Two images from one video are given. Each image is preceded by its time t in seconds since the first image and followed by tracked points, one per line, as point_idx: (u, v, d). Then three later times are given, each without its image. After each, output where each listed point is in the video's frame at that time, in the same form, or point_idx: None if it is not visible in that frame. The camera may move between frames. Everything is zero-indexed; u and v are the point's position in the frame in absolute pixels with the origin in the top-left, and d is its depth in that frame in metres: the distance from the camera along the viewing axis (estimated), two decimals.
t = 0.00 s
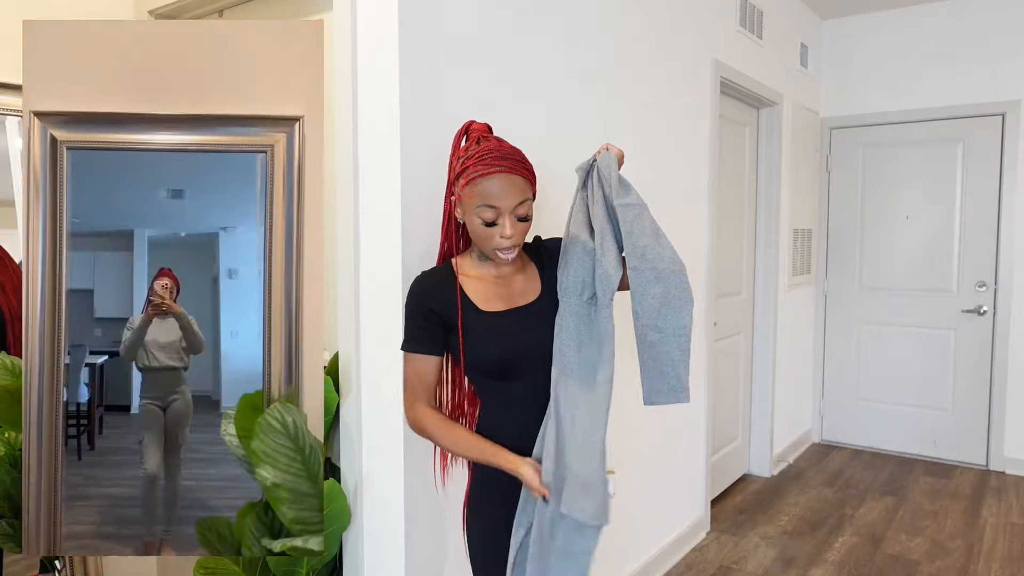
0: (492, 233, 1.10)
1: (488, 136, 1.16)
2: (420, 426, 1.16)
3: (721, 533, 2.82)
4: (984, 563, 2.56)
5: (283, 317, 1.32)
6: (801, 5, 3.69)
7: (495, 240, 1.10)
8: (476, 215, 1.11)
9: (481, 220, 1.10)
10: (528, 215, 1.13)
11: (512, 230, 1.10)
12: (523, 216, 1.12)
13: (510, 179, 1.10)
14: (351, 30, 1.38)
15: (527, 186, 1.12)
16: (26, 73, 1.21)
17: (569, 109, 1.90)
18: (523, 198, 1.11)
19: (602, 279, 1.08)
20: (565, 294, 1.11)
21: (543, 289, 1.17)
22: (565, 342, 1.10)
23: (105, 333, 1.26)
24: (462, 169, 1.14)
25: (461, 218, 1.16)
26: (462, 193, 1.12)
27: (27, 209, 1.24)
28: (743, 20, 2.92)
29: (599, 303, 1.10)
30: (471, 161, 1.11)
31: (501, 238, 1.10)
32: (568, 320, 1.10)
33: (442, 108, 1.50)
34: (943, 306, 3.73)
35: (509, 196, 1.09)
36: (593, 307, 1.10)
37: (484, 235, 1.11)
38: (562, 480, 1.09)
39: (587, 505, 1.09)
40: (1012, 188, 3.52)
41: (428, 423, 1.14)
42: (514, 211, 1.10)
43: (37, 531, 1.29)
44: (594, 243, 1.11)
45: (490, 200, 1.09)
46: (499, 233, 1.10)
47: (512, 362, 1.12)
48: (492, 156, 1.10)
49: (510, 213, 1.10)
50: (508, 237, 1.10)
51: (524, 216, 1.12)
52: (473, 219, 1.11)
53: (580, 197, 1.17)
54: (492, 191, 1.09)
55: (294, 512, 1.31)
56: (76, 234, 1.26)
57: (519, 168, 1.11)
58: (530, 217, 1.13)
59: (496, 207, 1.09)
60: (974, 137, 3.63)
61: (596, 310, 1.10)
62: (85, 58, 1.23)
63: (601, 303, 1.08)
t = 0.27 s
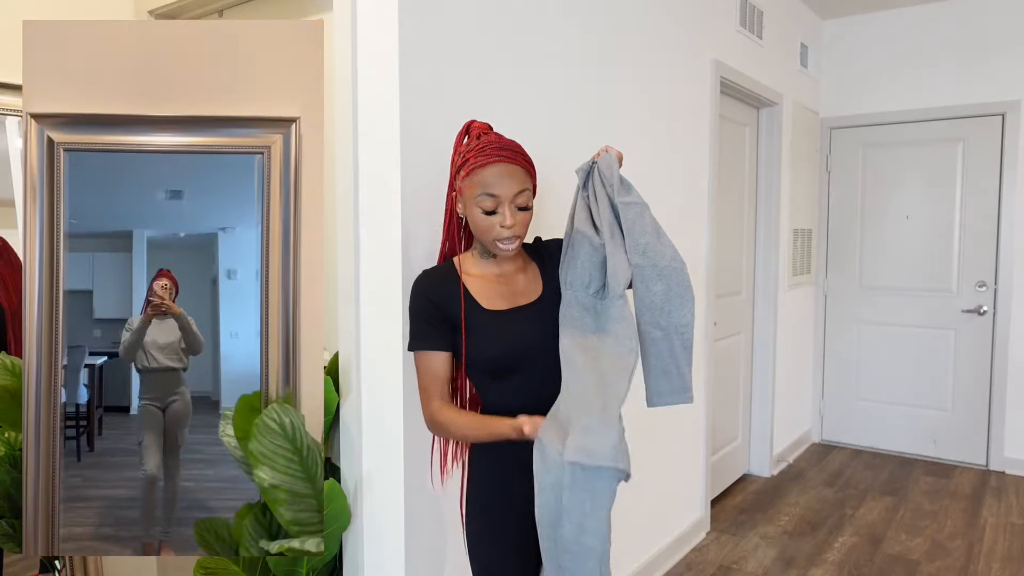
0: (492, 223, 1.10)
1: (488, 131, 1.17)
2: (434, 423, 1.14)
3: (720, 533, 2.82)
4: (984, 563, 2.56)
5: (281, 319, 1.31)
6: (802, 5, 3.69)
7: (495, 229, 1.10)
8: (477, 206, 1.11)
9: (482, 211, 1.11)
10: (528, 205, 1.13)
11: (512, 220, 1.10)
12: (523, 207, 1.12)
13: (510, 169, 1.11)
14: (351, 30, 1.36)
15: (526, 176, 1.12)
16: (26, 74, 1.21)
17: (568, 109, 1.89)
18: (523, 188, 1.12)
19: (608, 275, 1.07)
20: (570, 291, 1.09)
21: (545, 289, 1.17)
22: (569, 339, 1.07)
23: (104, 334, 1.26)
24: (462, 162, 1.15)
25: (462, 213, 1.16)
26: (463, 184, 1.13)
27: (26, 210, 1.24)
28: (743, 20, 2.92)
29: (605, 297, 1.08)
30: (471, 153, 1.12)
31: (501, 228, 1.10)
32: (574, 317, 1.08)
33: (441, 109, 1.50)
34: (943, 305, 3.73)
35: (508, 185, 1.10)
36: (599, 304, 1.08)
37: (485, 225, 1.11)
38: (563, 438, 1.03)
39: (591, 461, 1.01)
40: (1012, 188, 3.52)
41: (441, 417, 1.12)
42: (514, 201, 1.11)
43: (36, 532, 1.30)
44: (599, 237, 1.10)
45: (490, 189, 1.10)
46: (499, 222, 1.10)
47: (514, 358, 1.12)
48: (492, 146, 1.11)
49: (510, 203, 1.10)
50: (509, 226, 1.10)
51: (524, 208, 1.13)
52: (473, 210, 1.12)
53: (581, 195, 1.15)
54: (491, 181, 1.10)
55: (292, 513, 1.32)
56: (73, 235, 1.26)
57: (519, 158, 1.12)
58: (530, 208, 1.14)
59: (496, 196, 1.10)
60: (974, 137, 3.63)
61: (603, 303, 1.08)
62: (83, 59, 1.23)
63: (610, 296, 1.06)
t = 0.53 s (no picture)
0: (491, 213, 1.11)
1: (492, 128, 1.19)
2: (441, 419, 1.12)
3: (720, 533, 2.82)
4: (984, 563, 2.56)
5: (280, 320, 1.31)
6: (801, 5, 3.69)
7: (495, 220, 1.11)
8: (477, 197, 1.12)
9: (481, 201, 1.12)
10: (528, 196, 1.14)
11: (511, 210, 1.11)
12: (523, 199, 1.13)
13: (510, 160, 1.12)
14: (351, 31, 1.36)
15: (527, 169, 1.13)
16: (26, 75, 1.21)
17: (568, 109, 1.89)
18: (523, 180, 1.13)
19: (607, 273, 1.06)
20: (569, 287, 1.08)
21: (545, 289, 1.17)
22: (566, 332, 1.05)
23: (104, 335, 1.26)
24: (465, 156, 1.16)
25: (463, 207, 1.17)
26: (465, 177, 1.15)
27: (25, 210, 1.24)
28: (743, 20, 2.92)
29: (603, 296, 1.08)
30: (473, 146, 1.14)
31: (500, 218, 1.11)
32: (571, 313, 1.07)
33: (441, 110, 1.50)
34: (942, 306, 3.73)
35: (508, 176, 1.11)
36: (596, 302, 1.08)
37: (484, 216, 1.12)
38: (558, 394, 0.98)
39: (588, 412, 0.96)
40: (1012, 188, 3.52)
41: (448, 413, 1.10)
42: (513, 192, 1.11)
43: (36, 532, 1.30)
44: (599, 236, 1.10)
45: (490, 178, 1.11)
46: (498, 213, 1.11)
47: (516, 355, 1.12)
48: (492, 139, 1.13)
49: (509, 193, 1.11)
50: (507, 217, 1.11)
51: (525, 200, 1.13)
52: (473, 201, 1.13)
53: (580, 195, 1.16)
54: (491, 171, 1.11)
55: (291, 512, 1.32)
56: (72, 236, 1.26)
57: (518, 151, 1.13)
58: (530, 200, 1.14)
59: (495, 185, 1.11)
60: (974, 137, 3.63)
61: (600, 302, 1.07)
62: (83, 59, 1.23)
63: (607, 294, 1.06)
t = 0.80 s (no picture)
0: (490, 208, 1.11)
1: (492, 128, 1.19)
2: (443, 406, 1.09)
3: (721, 533, 2.82)
4: (984, 563, 2.56)
5: (278, 321, 1.31)
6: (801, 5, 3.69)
7: (494, 215, 1.11)
8: (478, 193, 1.12)
9: (481, 197, 1.12)
10: (529, 192, 1.14)
11: (510, 206, 1.11)
12: (523, 194, 1.13)
13: (509, 157, 1.12)
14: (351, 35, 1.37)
15: (527, 166, 1.13)
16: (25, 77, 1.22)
17: (568, 109, 1.89)
18: (523, 176, 1.13)
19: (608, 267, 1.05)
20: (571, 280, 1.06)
21: (544, 289, 1.18)
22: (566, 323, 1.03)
23: (103, 335, 1.26)
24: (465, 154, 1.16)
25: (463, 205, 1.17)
26: (465, 174, 1.15)
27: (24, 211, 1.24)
28: (743, 20, 2.92)
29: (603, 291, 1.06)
30: (474, 144, 1.14)
31: (500, 214, 1.11)
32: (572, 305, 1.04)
33: (440, 110, 1.50)
34: (942, 306, 3.73)
35: (508, 172, 1.11)
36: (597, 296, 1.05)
37: (484, 212, 1.12)
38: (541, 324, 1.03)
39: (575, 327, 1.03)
40: (1012, 188, 3.52)
41: (450, 395, 1.08)
42: (513, 187, 1.11)
43: (35, 532, 1.31)
44: (599, 233, 1.09)
45: (489, 174, 1.11)
46: (497, 209, 1.11)
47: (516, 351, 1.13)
48: (493, 136, 1.13)
49: (508, 189, 1.11)
50: (507, 212, 1.11)
51: (524, 196, 1.13)
52: (474, 197, 1.13)
53: (580, 192, 1.15)
54: (491, 167, 1.11)
55: (289, 512, 1.31)
56: (72, 237, 1.26)
57: (518, 147, 1.13)
58: (530, 196, 1.14)
59: (495, 180, 1.11)
60: (974, 137, 3.63)
61: (599, 297, 1.05)
62: (83, 60, 1.23)
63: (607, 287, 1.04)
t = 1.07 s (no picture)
0: (489, 207, 1.11)
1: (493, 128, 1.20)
2: (446, 386, 1.06)
3: (720, 533, 2.82)
4: (984, 563, 2.56)
5: (276, 323, 1.31)
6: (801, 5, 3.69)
7: (493, 214, 1.11)
8: (477, 191, 1.12)
9: (481, 195, 1.12)
10: (528, 191, 1.14)
11: (508, 204, 1.11)
12: (522, 193, 1.13)
13: (509, 155, 1.12)
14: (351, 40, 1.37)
15: (526, 165, 1.13)
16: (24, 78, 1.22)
17: (568, 109, 1.89)
18: (522, 174, 1.12)
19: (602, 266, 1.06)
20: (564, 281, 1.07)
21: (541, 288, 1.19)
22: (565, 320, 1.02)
23: (102, 336, 1.26)
24: (465, 154, 1.16)
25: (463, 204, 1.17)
26: (465, 173, 1.15)
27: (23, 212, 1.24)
28: (743, 20, 2.92)
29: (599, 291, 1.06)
30: (474, 144, 1.14)
31: (498, 212, 1.11)
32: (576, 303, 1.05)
33: (441, 109, 1.50)
34: (943, 305, 3.73)
35: (507, 170, 1.11)
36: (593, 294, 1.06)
37: (483, 211, 1.12)
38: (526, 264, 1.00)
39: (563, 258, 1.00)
40: (1012, 188, 3.52)
41: (449, 373, 1.05)
42: (512, 186, 1.11)
43: (34, 532, 1.31)
44: (597, 233, 1.09)
45: (489, 172, 1.11)
46: (496, 207, 1.11)
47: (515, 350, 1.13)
48: (492, 135, 1.13)
49: (507, 187, 1.11)
50: (504, 210, 1.11)
51: (524, 196, 1.13)
52: (474, 195, 1.13)
53: (579, 193, 1.15)
54: (490, 166, 1.11)
55: (286, 512, 1.31)
56: (71, 237, 1.26)
57: (517, 147, 1.14)
58: (529, 195, 1.14)
59: (494, 179, 1.11)
60: (974, 137, 3.63)
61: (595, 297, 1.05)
62: (82, 61, 1.24)
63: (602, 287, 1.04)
